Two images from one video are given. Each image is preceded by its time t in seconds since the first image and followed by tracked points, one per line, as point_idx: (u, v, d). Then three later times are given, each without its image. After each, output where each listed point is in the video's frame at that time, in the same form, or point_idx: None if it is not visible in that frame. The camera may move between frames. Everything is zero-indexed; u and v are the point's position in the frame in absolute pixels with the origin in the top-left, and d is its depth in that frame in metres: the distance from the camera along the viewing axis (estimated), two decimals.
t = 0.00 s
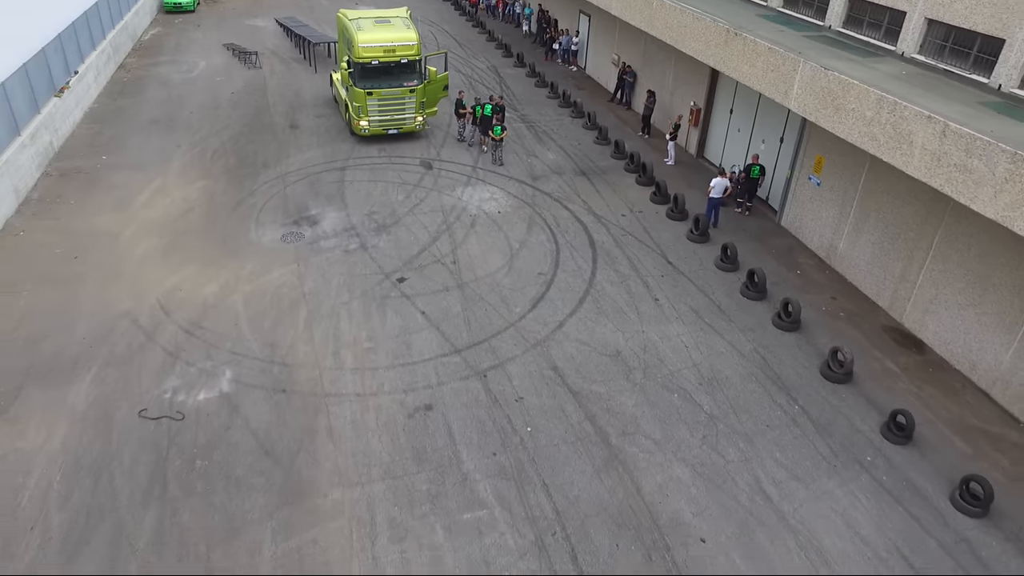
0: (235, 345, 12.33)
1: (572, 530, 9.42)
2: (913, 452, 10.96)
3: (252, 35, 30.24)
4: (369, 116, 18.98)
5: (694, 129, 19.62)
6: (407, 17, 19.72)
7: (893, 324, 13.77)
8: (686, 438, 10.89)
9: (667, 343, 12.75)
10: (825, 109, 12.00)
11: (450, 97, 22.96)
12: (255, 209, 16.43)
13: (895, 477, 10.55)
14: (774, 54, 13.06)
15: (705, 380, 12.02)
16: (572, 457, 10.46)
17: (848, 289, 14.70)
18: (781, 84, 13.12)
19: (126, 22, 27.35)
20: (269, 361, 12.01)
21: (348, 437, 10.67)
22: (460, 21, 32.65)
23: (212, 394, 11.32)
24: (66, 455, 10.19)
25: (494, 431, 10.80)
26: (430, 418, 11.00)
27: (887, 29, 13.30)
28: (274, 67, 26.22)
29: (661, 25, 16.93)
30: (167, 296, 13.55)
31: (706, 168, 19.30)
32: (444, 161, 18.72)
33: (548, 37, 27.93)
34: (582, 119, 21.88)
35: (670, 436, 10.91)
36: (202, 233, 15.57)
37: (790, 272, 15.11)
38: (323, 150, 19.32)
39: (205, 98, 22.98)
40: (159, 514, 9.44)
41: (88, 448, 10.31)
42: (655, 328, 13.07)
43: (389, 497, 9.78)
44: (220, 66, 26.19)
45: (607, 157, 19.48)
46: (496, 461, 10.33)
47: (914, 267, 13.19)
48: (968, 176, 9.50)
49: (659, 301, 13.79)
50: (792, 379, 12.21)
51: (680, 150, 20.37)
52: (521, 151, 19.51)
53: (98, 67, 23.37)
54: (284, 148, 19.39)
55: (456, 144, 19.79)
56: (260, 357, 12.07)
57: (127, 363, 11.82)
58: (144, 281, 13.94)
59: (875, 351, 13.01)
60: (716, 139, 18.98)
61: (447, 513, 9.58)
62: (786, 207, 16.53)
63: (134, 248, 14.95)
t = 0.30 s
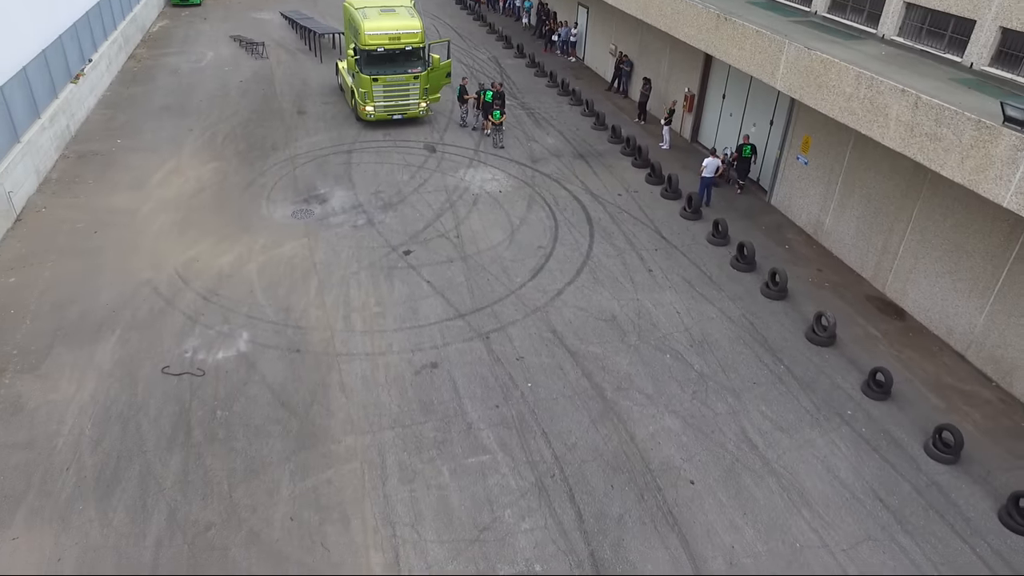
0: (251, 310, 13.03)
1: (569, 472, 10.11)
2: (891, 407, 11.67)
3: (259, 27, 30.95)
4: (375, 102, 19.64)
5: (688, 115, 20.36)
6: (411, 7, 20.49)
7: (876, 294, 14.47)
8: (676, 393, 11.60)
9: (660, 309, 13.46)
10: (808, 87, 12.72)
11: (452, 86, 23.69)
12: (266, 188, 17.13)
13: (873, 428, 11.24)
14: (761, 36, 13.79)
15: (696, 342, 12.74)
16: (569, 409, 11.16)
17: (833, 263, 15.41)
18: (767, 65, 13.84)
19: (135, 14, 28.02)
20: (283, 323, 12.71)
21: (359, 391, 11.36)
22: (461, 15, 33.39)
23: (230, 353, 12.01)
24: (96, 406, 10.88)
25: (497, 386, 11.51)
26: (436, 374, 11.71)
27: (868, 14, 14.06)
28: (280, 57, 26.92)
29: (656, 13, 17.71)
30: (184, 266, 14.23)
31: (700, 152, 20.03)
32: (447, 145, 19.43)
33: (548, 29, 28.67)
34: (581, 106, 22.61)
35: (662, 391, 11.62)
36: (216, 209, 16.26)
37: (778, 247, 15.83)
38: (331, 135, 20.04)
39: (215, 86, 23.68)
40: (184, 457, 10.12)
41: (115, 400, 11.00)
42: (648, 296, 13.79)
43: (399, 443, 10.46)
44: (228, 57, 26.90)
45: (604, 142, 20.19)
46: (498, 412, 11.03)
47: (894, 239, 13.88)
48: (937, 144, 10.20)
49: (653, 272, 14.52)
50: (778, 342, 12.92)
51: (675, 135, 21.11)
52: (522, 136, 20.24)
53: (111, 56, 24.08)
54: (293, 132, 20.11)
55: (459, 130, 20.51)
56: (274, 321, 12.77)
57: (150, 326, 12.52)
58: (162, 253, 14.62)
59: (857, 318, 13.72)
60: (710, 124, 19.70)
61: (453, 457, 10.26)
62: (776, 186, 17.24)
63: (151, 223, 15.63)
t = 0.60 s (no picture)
0: (258, 292, 13.32)
1: (569, 445, 10.40)
2: (881, 384, 11.98)
3: (261, 23, 31.26)
4: (377, 93, 19.92)
5: (685, 106, 20.69)
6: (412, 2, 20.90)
7: (868, 278, 14.80)
8: (673, 371, 11.92)
9: (657, 292, 13.78)
10: (801, 74, 13.06)
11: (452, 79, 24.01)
12: (271, 176, 17.44)
13: (865, 405, 11.54)
14: (755, 26, 14.15)
15: (692, 323, 13.07)
16: (569, 386, 11.46)
17: (827, 249, 15.75)
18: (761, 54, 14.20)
19: (139, 9, 28.34)
20: (289, 305, 13.02)
21: (363, 368, 11.66)
22: (461, 11, 33.74)
23: (238, 333, 12.30)
24: (107, 382, 11.17)
25: (498, 364, 11.83)
26: (439, 353, 12.02)
27: (860, 4, 14.41)
28: (282, 52, 27.23)
29: (654, 6, 18.08)
30: (192, 251, 14.52)
31: (696, 143, 20.36)
32: (447, 136, 19.74)
33: (547, 24, 29.01)
34: (580, 99, 22.94)
35: (659, 369, 11.94)
36: (221, 197, 16.55)
37: (773, 233, 16.16)
38: (334, 126, 20.35)
39: (218, 79, 23.98)
40: (194, 430, 10.39)
41: (127, 377, 11.28)
42: (646, 280, 14.11)
43: (403, 418, 10.76)
44: (231, 51, 27.21)
45: (603, 133, 20.51)
46: (500, 389, 11.34)
47: (886, 224, 14.19)
48: (924, 126, 10.53)
49: (650, 257, 14.84)
50: (773, 323, 13.23)
51: (672, 127, 21.46)
52: (522, 127, 20.56)
53: (115, 49, 24.37)
54: (297, 123, 20.42)
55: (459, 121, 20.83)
56: (281, 302, 13.07)
57: (159, 308, 12.82)
58: (170, 238, 14.91)
59: (850, 301, 14.05)
60: (706, 115, 20.03)
61: (456, 431, 10.55)
62: (771, 175, 17.56)
63: (158, 210, 15.92)
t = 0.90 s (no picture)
0: (259, 286, 13.38)
1: (569, 436, 10.46)
2: (880, 377, 12.05)
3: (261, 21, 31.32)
4: (377, 90, 19.97)
5: (684, 103, 20.75)
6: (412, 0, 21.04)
7: (867, 272, 14.87)
8: (673, 364, 11.98)
9: (656, 286, 13.85)
10: (799, 69, 13.14)
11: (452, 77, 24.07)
12: (272, 172, 17.50)
13: (863, 397, 11.60)
14: (754, 22, 14.23)
15: (692, 316, 13.13)
16: (569, 378, 11.52)
17: (826, 244, 15.81)
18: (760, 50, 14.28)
19: (139, 8, 28.40)
20: (291, 299, 13.08)
21: (365, 361, 11.72)
22: (461, 9, 33.82)
23: (240, 326, 12.37)
24: (110, 374, 11.23)
25: (499, 356, 11.89)
26: (440, 345, 12.08)
27: None
28: (283, 50, 27.30)
29: (655, 3, 18.17)
30: (194, 245, 14.59)
31: (696, 140, 20.43)
32: (448, 132, 19.81)
33: (547, 22, 29.08)
34: (580, 96, 23.01)
35: (659, 362, 12.00)
36: (223, 192, 16.62)
37: (772, 229, 16.22)
38: (334, 123, 20.42)
39: (219, 77, 24.04)
40: (197, 422, 10.44)
41: (129, 369, 11.35)
42: (645, 274, 14.17)
43: (404, 409, 10.81)
44: (232, 49, 27.28)
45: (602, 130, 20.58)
46: (500, 381, 11.40)
47: (885, 218, 14.25)
48: (922, 119, 10.59)
49: (650, 251, 14.91)
50: (772, 317, 13.30)
51: (672, 124, 21.53)
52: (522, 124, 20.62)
53: (116, 47, 24.44)
54: (298, 120, 20.48)
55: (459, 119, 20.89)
56: (282, 296, 13.13)
57: (161, 301, 12.87)
58: (172, 233, 14.97)
59: (849, 295, 14.12)
60: (706, 112, 20.09)
61: (457, 422, 10.61)
62: (770, 171, 17.63)
63: (160, 205, 15.99)
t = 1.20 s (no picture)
0: (260, 284, 13.33)
1: (572, 434, 10.40)
2: (883, 374, 11.99)
3: (261, 20, 31.27)
4: (378, 88, 19.92)
5: (686, 101, 20.70)
6: None
7: (869, 270, 14.81)
8: (675, 361, 11.92)
9: (658, 284, 13.80)
10: (801, 66, 13.09)
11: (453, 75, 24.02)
12: (273, 170, 17.45)
13: (866, 395, 11.55)
14: (757, 18, 14.18)
15: (694, 314, 13.08)
16: (571, 376, 11.47)
17: (828, 241, 15.76)
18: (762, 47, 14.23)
19: (140, 6, 28.36)
20: (292, 296, 13.02)
21: (365, 359, 11.67)
22: (461, 8, 33.78)
23: (240, 323, 12.32)
24: (110, 372, 11.18)
25: (500, 354, 11.83)
26: (441, 343, 12.03)
27: None
28: (284, 48, 27.25)
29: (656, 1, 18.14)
30: (194, 243, 14.54)
31: (697, 138, 20.38)
32: (449, 131, 19.76)
33: (548, 21, 29.05)
34: (581, 94, 22.96)
35: (661, 359, 11.95)
36: (224, 190, 16.57)
37: (774, 227, 16.17)
38: (335, 121, 20.37)
39: (219, 75, 23.99)
40: (197, 419, 10.39)
41: (129, 367, 11.30)
42: (647, 272, 14.11)
43: (405, 407, 10.76)
44: (232, 47, 27.24)
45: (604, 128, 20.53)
46: (502, 378, 11.35)
47: (887, 216, 14.20)
48: (926, 116, 10.54)
49: (652, 249, 14.86)
50: (774, 315, 13.24)
51: (673, 123, 21.49)
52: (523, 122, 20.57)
53: (117, 45, 24.39)
54: (298, 118, 20.43)
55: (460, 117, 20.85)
56: (282, 294, 13.08)
57: (161, 299, 12.82)
58: (172, 231, 14.93)
59: (851, 293, 14.07)
60: (707, 110, 20.05)
61: (458, 420, 10.55)
62: (772, 170, 17.58)
63: (160, 203, 15.94)
